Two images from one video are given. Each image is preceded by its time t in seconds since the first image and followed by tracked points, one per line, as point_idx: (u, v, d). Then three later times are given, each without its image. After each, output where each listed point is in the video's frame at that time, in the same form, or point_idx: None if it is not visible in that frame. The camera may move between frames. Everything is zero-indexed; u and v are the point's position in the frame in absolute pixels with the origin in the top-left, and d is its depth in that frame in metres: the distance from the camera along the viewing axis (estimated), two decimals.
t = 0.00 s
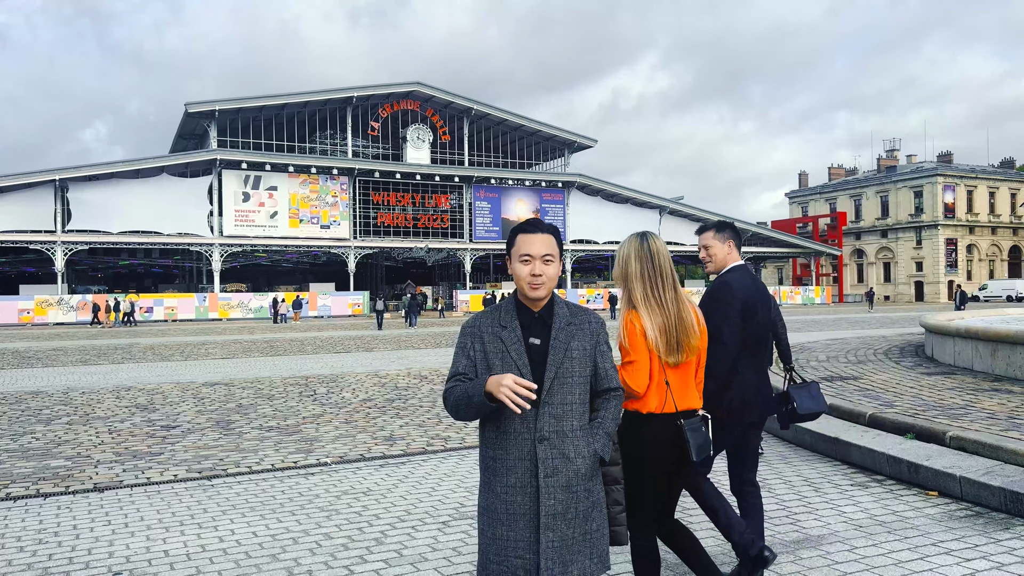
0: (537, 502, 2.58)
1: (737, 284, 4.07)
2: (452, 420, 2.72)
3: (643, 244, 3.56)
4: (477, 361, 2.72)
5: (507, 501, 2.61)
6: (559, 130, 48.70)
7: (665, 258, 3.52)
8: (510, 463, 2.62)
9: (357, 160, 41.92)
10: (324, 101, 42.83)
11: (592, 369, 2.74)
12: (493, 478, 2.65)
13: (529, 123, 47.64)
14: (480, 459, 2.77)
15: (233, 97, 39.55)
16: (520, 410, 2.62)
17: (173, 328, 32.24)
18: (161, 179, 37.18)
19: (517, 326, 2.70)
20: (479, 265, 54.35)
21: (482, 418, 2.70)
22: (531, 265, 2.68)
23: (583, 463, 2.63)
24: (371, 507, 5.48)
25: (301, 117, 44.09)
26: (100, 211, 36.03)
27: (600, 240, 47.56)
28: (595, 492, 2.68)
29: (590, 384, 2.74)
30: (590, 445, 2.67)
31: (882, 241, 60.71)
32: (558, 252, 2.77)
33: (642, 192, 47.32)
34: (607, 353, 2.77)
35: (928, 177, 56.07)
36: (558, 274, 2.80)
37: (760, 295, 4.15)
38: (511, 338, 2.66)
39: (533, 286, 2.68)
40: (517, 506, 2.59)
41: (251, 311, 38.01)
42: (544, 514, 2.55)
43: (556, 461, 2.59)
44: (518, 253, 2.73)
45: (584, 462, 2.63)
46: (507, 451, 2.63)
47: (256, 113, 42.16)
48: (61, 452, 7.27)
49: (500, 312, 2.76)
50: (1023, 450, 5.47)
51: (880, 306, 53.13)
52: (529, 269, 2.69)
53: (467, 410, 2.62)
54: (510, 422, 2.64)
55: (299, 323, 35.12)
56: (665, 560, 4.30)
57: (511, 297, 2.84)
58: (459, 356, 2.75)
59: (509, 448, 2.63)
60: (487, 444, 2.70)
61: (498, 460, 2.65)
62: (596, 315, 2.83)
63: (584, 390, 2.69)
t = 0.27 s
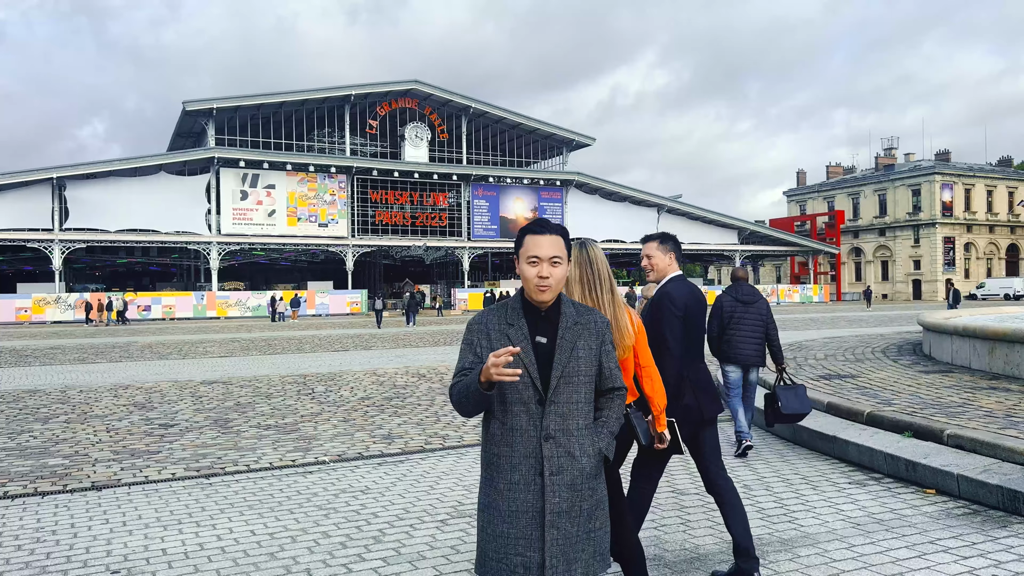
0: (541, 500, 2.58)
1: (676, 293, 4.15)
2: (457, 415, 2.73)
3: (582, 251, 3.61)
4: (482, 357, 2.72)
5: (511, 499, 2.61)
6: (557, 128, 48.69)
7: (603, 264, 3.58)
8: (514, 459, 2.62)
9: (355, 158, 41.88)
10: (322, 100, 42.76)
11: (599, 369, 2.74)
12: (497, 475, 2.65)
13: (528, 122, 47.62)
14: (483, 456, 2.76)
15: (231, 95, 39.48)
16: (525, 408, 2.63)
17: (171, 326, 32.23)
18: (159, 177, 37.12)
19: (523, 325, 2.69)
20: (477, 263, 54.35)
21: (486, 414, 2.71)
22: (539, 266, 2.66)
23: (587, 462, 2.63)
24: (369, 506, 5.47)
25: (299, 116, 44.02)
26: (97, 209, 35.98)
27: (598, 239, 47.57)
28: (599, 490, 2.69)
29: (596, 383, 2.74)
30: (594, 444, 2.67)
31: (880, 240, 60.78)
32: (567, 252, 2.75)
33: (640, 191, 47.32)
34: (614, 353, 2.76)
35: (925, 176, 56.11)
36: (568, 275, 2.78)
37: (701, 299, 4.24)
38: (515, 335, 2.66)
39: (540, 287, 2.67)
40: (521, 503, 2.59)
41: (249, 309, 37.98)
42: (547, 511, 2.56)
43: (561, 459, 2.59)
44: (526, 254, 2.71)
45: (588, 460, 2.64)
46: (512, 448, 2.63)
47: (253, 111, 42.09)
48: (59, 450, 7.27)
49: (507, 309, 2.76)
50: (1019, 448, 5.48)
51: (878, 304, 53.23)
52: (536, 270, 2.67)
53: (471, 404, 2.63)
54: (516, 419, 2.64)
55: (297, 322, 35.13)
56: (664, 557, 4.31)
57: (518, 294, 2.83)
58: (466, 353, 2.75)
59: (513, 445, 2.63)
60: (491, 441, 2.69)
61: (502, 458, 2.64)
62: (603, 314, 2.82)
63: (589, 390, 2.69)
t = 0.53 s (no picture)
0: (544, 499, 2.58)
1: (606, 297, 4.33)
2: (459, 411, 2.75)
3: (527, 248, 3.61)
4: (485, 354, 2.72)
5: (512, 497, 2.61)
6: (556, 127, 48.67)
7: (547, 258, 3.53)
8: (518, 456, 2.63)
9: (353, 157, 41.85)
10: (322, 98, 42.71)
11: (601, 367, 2.74)
12: (500, 473, 2.66)
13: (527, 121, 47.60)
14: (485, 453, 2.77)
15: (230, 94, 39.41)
16: (529, 405, 2.63)
17: (170, 325, 32.21)
18: (157, 176, 37.07)
19: (528, 323, 2.70)
20: (476, 261, 54.36)
21: (490, 410, 2.72)
22: (544, 261, 2.66)
23: (590, 459, 2.63)
24: (367, 505, 5.47)
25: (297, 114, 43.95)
26: (96, 208, 35.94)
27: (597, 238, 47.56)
28: (602, 489, 2.69)
29: (599, 382, 2.74)
30: (598, 442, 2.67)
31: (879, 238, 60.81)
32: (572, 249, 2.74)
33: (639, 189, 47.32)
34: (617, 352, 2.76)
35: (924, 174, 56.14)
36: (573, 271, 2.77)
37: (630, 301, 4.41)
38: (520, 333, 2.67)
39: (545, 282, 2.67)
40: (525, 503, 2.59)
41: (248, 308, 37.98)
42: (549, 511, 2.56)
43: (564, 457, 2.60)
44: (531, 249, 2.70)
45: (591, 459, 2.64)
46: (514, 444, 2.64)
47: (252, 110, 42.04)
48: (58, 449, 7.25)
49: (511, 307, 2.77)
50: (1018, 447, 5.49)
51: (876, 303, 53.31)
52: (541, 265, 2.66)
53: (473, 400, 2.64)
54: (519, 415, 2.64)
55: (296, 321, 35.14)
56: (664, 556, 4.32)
57: (523, 293, 2.83)
58: (468, 350, 2.76)
59: (516, 443, 2.63)
60: (494, 438, 2.70)
61: (505, 455, 2.65)
62: (606, 313, 2.82)
63: (593, 388, 2.69)
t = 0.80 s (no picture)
0: (543, 496, 2.58)
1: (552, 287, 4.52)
2: (460, 407, 2.77)
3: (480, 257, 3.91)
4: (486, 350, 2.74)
5: (513, 494, 2.62)
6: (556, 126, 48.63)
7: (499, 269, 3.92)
8: (517, 453, 2.64)
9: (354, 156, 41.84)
10: (322, 98, 42.68)
11: (602, 367, 2.73)
12: (499, 470, 2.67)
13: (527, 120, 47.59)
14: (487, 451, 2.79)
15: (230, 93, 39.39)
16: (529, 403, 2.65)
17: (170, 324, 32.22)
18: (158, 175, 37.06)
19: (529, 320, 2.70)
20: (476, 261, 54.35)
21: (491, 405, 2.74)
22: (545, 259, 2.66)
23: (590, 459, 2.62)
24: (367, 504, 5.47)
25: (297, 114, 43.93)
26: (96, 208, 35.94)
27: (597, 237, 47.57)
28: (602, 490, 2.66)
29: (600, 383, 2.73)
30: (598, 442, 2.66)
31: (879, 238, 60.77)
32: (574, 248, 2.73)
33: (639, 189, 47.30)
34: (618, 353, 2.75)
35: (925, 173, 56.10)
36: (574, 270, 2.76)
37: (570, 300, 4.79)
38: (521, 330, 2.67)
39: (547, 280, 2.67)
40: (524, 500, 2.60)
41: (248, 307, 37.99)
42: (549, 509, 2.56)
43: (565, 456, 2.59)
44: (533, 247, 2.70)
45: (591, 458, 2.62)
46: (513, 442, 2.65)
47: (252, 109, 42.02)
48: (57, 449, 7.24)
49: (514, 305, 2.78)
50: (1018, 446, 5.49)
51: (876, 302, 53.32)
52: (542, 262, 2.67)
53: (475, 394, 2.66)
54: (520, 412, 2.66)
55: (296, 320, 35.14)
56: (663, 555, 4.32)
57: (526, 292, 2.84)
58: (470, 346, 2.78)
59: (516, 440, 2.65)
60: (495, 435, 2.72)
61: (505, 453, 2.67)
62: (608, 314, 2.81)
63: (593, 387, 2.68)
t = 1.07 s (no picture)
0: (542, 495, 2.59)
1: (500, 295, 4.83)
2: (461, 404, 2.78)
3: (423, 262, 4.18)
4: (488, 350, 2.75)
5: (512, 492, 2.62)
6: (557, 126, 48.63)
7: (441, 271, 4.15)
8: (517, 451, 2.65)
9: (355, 156, 41.85)
10: (323, 98, 42.70)
11: (603, 369, 2.73)
12: (498, 468, 2.68)
13: (528, 120, 47.58)
14: (486, 449, 2.80)
15: (231, 94, 39.41)
16: (529, 402, 2.65)
17: (171, 324, 32.23)
18: (159, 175, 37.08)
19: (530, 317, 2.70)
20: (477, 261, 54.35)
21: (492, 404, 2.74)
22: (545, 258, 2.65)
23: (590, 459, 2.61)
24: (368, 504, 5.48)
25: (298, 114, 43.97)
26: (98, 208, 35.96)
27: (598, 237, 47.56)
28: (602, 490, 2.65)
29: (601, 385, 2.73)
30: (599, 443, 2.65)
31: (880, 237, 60.71)
32: (575, 247, 2.73)
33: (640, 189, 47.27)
34: (619, 354, 2.75)
35: (926, 173, 56.04)
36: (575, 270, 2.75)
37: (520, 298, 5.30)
38: (521, 327, 2.67)
39: (548, 279, 2.65)
40: (524, 498, 2.60)
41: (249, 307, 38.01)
42: (549, 508, 2.56)
43: (565, 454, 2.59)
44: (534, 246, 2.70)
45: (591, 458, 2.62)
46: (513, 440, 2.66)
47: (253, 109, 42.06)
48: (59, 449, 7.25)
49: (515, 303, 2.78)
50: (1020, 446, 5.48)
51: (877, 303, 53.30)
52: (543, 262, 2.66)
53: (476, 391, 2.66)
54: (519, 410, 2.66)
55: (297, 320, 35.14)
56: (663, 556, 4.32)
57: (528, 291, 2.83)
58: (471, 343, 2.80)
59: (515, 438, 2.65)
60: (495, 433, 2.72)
61: (505, 451, 2.68)
62: (610, 314, 2.80)
63: (594, 388, 2.68)
